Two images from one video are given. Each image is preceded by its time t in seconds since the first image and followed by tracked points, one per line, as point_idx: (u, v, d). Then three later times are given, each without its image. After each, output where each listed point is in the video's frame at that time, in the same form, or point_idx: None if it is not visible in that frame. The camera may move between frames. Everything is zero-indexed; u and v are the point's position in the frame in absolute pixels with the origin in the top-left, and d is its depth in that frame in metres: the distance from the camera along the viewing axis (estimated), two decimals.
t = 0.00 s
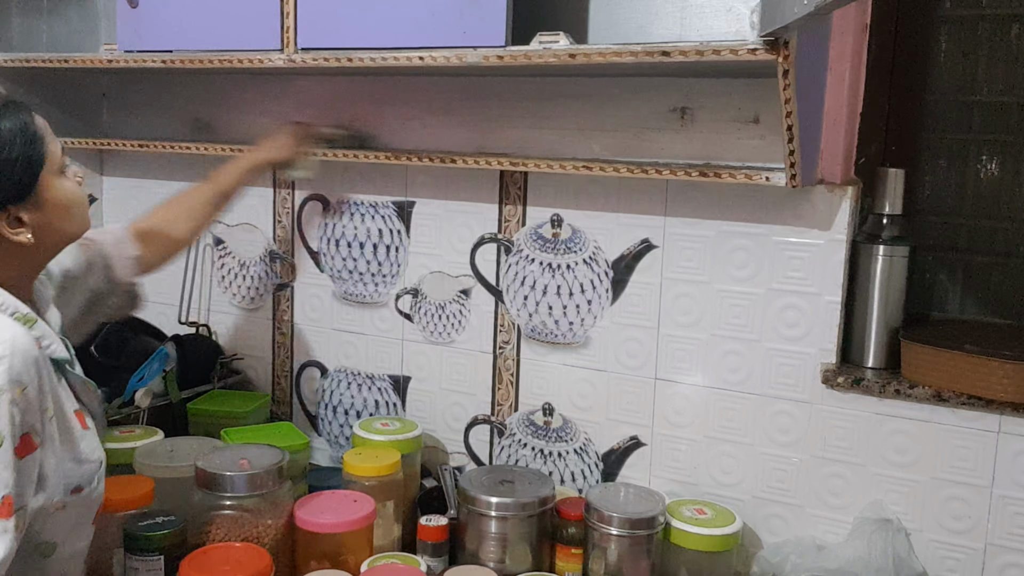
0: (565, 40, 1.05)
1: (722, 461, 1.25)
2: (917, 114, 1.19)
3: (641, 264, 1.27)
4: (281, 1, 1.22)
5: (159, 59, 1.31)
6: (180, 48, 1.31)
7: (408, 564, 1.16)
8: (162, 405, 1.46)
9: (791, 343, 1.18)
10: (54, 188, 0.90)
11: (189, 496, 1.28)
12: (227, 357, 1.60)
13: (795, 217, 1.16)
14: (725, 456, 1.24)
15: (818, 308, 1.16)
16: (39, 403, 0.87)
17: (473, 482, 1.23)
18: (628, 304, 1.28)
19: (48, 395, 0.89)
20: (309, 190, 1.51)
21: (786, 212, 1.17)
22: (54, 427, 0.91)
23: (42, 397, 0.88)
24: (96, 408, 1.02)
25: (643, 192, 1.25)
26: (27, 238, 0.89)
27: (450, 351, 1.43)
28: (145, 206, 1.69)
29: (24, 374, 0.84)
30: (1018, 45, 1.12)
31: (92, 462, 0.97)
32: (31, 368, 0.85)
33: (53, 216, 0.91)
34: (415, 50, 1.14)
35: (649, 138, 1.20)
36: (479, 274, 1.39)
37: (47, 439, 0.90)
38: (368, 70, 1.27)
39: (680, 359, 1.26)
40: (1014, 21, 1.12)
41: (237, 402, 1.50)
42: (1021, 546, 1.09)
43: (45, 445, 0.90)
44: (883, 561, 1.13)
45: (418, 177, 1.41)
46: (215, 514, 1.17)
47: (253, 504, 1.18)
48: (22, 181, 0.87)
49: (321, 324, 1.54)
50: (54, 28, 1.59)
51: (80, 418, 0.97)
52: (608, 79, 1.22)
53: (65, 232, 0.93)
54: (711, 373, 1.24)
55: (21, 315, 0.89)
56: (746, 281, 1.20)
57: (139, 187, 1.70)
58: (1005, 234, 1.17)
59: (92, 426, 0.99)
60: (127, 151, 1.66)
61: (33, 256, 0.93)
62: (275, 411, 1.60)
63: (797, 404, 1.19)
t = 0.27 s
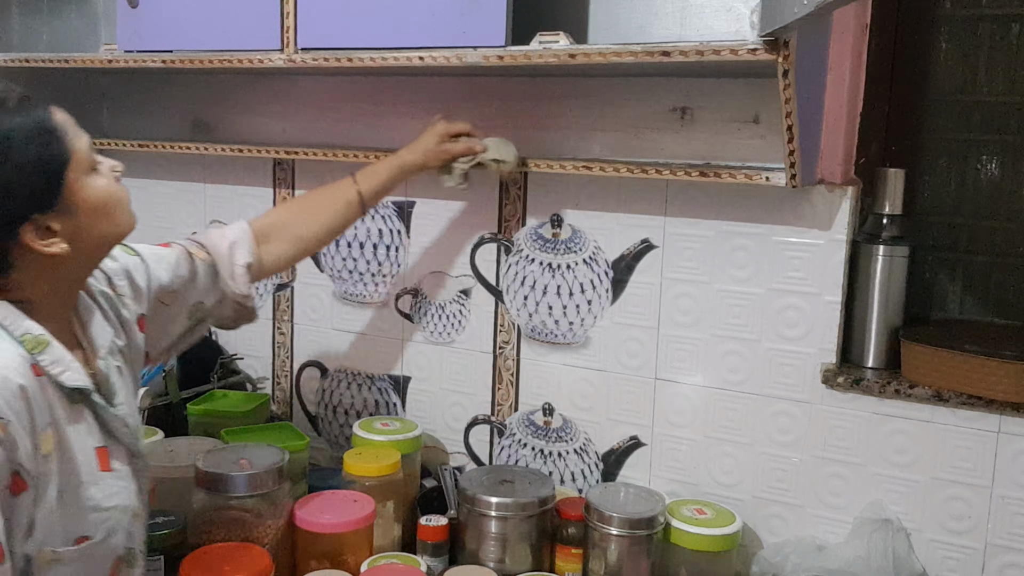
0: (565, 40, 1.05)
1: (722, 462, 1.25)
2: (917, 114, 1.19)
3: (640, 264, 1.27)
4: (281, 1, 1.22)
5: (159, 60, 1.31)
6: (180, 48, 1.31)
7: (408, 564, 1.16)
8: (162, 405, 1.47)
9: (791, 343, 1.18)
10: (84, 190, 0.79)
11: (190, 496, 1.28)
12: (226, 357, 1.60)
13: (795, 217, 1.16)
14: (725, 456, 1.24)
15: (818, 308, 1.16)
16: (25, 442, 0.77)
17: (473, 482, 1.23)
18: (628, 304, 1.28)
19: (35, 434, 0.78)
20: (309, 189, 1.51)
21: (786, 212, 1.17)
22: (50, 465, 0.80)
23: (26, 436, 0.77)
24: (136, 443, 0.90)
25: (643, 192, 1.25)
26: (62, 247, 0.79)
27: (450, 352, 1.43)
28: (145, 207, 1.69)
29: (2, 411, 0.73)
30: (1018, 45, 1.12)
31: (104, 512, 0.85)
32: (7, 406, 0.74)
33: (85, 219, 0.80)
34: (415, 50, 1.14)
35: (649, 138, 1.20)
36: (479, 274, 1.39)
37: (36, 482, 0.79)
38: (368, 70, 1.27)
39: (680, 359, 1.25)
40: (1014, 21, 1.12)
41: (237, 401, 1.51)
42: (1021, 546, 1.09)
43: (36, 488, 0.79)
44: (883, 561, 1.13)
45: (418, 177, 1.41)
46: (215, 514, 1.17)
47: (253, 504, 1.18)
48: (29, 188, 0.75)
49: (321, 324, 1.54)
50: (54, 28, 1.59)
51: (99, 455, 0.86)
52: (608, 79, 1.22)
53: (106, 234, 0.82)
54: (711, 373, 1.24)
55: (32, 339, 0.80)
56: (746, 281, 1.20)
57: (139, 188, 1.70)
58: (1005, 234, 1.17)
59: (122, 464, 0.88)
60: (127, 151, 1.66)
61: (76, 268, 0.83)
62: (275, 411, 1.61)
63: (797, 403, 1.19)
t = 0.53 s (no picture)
0: (565, 40, 1.05)
1: (722, 462, 1.25)
2: (917, 114, 1.19)
3: (640, 264, 1.27)
4: (281, 1, 1.22)
5: (159, 59, 1.31)
6: (180, 48, 1.31)
7: (409, 565, 1.16)
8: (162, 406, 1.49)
9: (791, 343, 1.18)
10: (166, 179, 0.74)
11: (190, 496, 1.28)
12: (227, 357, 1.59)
13: (795, 217, 1.16)
14: (725, 456, 1.24)
15: (818, 309, 1.16)
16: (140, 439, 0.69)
17: (473, 482, 1.23)
18: (628, 304, 1.28)
19: (151, 428, 0.70)
20: (309, 189, 1.51)
21: (786, 212, 1.17)
22: (170, 455, 0.73)
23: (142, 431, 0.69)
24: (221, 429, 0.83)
25: (643, 192, 1.25)
26: (145, 236, 0.73)
27: (450, 351, 1.43)
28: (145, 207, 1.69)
29: (119, 405, 0.66)
30: (1018, 45, 1.12)
31: (217, 498, 0.79)
32: (127, 399, 0.67)
33: (164, 203, 0.74)
34: (415, 50, 1.14)
35: (649, 138, 1.20)
36: (479, 274, 1.39)
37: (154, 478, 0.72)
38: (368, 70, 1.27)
39: (680, 360, 1.25)
40: (1014, 21, 1.12)
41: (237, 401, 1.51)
42: (1021, 547, 1.09)
43: (154, 484, 0.72)
44: (883, 561, 1.13)
45: (418, 177, 1.42)
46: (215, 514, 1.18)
47: (254, 504, 1.18)
48: (127, 169, 0.69)
49: (321, 324, 1.54)
50: (54, 28, 1.59)
51: (200, 444, 0.78)
52: (607, 79, 1.22)
53: (180, 222, 0.78)
54: (711, 373, 1.24)
55: (124, 336, 0.71)
56: (746, 281, 1.20)
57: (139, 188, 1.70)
58: (1005, 234, 1.17)
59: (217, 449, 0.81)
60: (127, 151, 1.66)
61: (148, 261, 0.76)
62: (275, 411, 1.61)
63: (797, 404, 1.19)
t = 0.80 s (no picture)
0: (565, 41, 1.05)
1: (722, 462, 1.25)
2: (917, 114, 1.19)
3: (640, 264, 1.27)
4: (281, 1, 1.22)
5: (159, 59, 1.31)
6: (180, 48, 1.31)
7: (409, 565, 1.16)
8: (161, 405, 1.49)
9: (791, 343, 1.18)
10: (224, 168, 0.82)
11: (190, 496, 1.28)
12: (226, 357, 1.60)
13: (795, 217, 1.16)
14: (725, 456, 1.24)
15: (818, 309, 1.16)
16: (241, 418, 0.77)
17: (472, 482, 1.23)
18: (628, 304, 1.28)
19: (248, 409, 0.79)
20: (310, 189, 1.51)
21: (786, 212, 1.17)
22: (262, 435, 0.81)
23: (243, 411, 0.78)
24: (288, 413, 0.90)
25: (643, 192, 1.25)
26: (210, 227, 0.81)
27: (450, 351, 1.43)
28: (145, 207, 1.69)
29: (228, 389, 0.75)
30: (1018, 45, 1.12)
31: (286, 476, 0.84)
32: (233, 382, 0.76)
33: (231, 198, 0.83)
34: (415, 50, 1.14)
35: (649, 138, 1.20)
36: (479, 274, 1.39)
37: (251, 456, 0.80)
38: (368, 70, 1.27)
39: (680, 360, 1.25)
40: (1013, 21, 1.12)
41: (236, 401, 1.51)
42: (1021, 547, 1.09)
43: (248, 461, 0.80)
44: (882, 561, 1.13)
45: (418, 176, 1.41)
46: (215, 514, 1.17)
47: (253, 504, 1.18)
48: (202, 162, 0.78)
49: (321, 324, 1.54)
50: (54, 28, 1.59)
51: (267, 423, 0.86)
52: (607, 79, 1.22)
53: (236, 216, 0.85)
54: (711, 373, 1.24)
55: (204, 319, 0.82)
56: (746, 281, 1.20)
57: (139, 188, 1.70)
58: (1005, 234, 1.17)
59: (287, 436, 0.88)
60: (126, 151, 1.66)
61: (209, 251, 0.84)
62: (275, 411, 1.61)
63: (797, 404, 1.19)
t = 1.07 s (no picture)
0: (565, 40, 1.05)
1: (723, 462, 1.24)
2: (919, 113, 1.19)
3: (641, 264, 1.26)
4: None
5: (157, 59, 1.30)
6: (179, 48, 1.31)
7: (408, 565, 1.15)
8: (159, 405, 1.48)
9: (792, 343, 1.18)
10: (305, 195, 0.79)
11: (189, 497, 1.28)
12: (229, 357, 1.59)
13: (796, 217, 1.16)
14: (726, 457, 1.24)
15: (819, 309, 1.16)
16: (301, 456, 0.74)
17: (472, 483, 1.22)
18: (628, 304, 1.28)
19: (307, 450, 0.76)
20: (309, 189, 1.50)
21: (787, 212, 1.16)
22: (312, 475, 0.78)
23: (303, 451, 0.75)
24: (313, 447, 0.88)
25: (643, 192, 1.25)
26: (287, 252, 0.79)
27: (450, 352, 1.42)
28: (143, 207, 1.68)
29: (295, 425, 0.72)
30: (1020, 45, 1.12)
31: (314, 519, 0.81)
32: (299, 419, 0.72)
33: (307, 225, 0.80)
34: (415, 49, 1.13)
35: (649, 137, 1.20)
36: (479, 274, 1.38)
37: (301, 497, 0.77)
38: (367, 70, 1.26)
39: (681, 360, 1.25)
40: (1015, 20, 1.11)
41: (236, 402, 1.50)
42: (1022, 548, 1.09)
43: (298, 503, 0.77)
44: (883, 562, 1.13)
45: (418, 176, 1.41)
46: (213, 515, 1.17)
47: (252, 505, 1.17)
48: (285, 190, 0.75)
49: (320, 324, 1.54)
50: (52, 28, 1.58)
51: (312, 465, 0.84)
52: (608, 79, 1.21)
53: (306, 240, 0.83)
54: (711, 374, 1.23)
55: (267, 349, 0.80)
56: (747, 281, 1.19)
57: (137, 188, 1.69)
58: (1007, 234, 1.17)
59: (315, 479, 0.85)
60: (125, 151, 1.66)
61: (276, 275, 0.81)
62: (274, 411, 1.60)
63: (798, 404, 1.19)
